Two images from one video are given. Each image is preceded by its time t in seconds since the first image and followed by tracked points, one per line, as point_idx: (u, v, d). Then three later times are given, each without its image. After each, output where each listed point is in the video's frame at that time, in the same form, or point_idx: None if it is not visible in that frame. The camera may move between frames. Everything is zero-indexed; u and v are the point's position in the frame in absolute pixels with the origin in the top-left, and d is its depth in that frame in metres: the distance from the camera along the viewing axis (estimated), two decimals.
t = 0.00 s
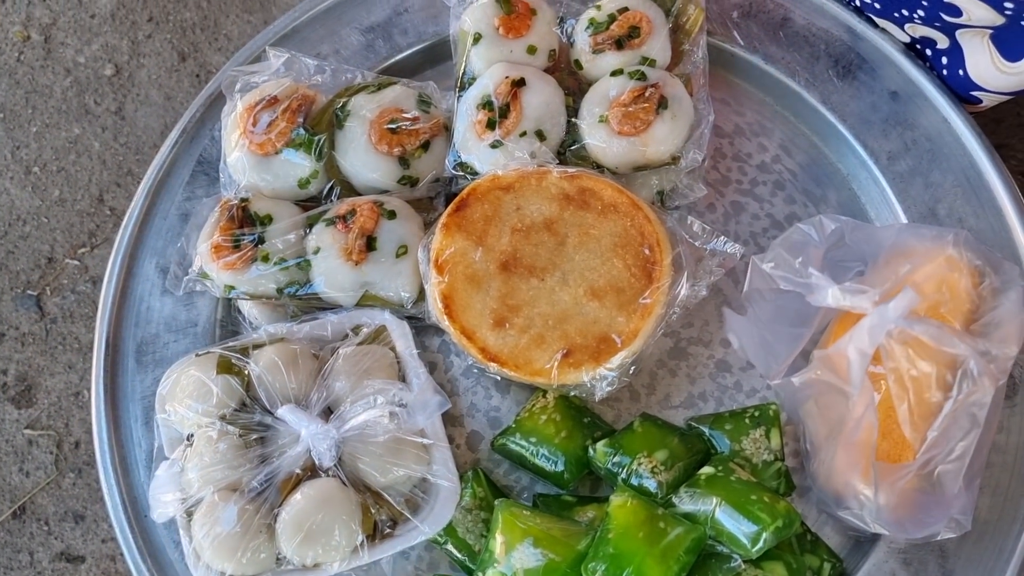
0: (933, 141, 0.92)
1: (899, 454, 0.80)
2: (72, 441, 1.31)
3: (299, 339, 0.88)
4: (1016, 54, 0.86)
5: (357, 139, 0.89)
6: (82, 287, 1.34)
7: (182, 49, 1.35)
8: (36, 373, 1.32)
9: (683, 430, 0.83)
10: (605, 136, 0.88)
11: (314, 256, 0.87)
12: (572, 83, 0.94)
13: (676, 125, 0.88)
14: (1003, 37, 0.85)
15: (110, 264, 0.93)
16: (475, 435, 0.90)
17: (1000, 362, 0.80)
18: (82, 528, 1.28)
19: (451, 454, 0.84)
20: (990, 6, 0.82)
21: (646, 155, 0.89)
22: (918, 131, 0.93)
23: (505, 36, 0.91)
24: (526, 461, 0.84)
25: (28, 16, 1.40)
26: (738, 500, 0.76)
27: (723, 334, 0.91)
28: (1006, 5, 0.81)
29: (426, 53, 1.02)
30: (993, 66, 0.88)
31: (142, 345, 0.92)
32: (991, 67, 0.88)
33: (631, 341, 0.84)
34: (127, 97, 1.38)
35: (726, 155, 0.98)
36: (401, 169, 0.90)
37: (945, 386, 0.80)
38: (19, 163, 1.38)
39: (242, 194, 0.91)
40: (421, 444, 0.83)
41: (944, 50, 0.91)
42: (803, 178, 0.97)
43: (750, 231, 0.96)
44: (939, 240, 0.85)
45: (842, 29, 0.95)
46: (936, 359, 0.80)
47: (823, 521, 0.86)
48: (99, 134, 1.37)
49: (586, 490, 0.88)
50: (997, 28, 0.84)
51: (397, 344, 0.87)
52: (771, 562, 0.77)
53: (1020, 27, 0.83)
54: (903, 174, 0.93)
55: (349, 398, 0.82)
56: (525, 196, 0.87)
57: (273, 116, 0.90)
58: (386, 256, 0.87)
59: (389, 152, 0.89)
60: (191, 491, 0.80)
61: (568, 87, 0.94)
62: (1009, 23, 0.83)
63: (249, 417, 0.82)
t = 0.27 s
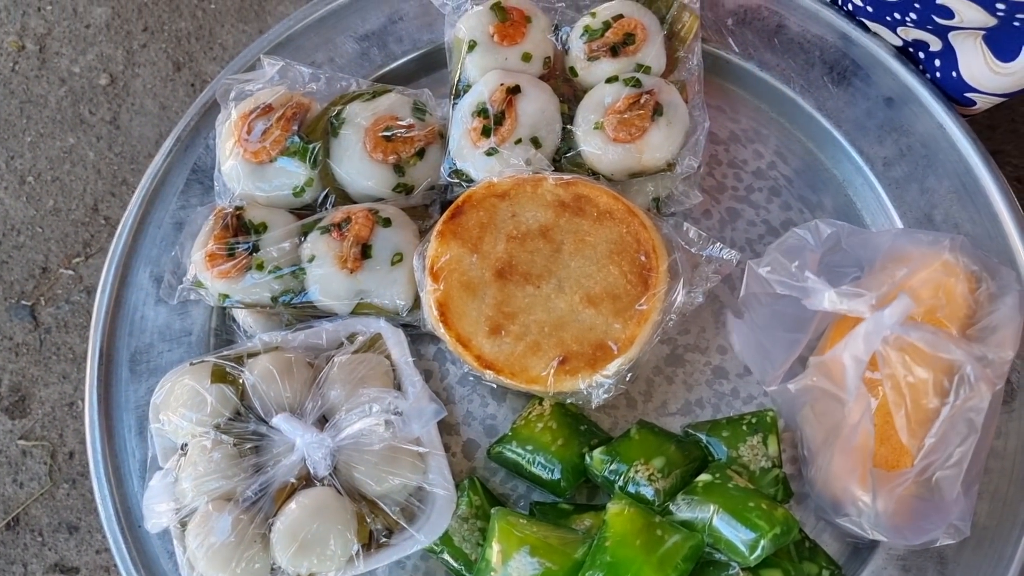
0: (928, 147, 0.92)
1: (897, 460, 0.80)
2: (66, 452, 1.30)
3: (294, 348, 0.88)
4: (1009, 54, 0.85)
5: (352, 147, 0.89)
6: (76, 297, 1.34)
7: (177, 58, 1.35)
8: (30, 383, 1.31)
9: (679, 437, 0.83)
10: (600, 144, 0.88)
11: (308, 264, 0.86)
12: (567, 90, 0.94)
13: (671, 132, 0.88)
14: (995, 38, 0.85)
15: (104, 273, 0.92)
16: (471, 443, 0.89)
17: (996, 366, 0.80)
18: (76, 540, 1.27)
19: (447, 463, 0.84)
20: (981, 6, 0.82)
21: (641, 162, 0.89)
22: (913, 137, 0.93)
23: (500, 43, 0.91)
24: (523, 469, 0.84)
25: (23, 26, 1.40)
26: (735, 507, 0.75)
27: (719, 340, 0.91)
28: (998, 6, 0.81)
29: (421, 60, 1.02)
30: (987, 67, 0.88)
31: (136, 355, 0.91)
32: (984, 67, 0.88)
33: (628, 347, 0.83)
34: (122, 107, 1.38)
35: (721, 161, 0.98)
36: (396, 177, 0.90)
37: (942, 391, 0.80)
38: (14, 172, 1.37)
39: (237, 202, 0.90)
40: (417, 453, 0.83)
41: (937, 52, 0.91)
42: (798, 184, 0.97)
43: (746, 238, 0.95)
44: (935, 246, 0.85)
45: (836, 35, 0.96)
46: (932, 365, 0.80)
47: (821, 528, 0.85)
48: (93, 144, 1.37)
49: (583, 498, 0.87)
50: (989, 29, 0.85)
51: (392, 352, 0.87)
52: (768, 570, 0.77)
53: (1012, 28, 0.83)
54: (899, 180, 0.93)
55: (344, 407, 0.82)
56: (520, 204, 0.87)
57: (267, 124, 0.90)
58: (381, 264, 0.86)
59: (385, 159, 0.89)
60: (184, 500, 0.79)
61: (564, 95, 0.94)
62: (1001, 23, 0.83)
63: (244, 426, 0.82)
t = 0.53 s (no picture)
0: (922, 148, 0.92)
1: (893, 461, 0.80)
2: (60, 459, 1.29)
3: (288, 352, 0.88)
4: (1009, 63, 0.85)
5: (346, 151, 0.89)
6: (70, 303, 1.33)
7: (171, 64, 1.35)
8: (23, 390, 1.31)
9: (675, 440, 0.83)
10: (594, 146, 0.88)
11: (302, 268, 0.86)
12: (561, 93, 0.94)
13: (665, 135, 0.88)
14: (995, 46, 0.85)
15: (97, 277, 0.92)
16: (466, 447, 0.89)
17: (991, 366, 0.80)
18: (70, 547, 1.27)
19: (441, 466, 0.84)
20: (983, 15, 0.81)
21: (636, 164, 0.89)
22: (908, 138, 0.93)
23: (494, 46, 0.91)
24: (518, 473, 0.84)
25: (17, 32, 1.40)
26: (732, 510, 0.75)
27: (715, 343, 0.90)
28: (1000, 15, 0.80)
29: (415, 64, 1.02)
30: (986, 74, 0.88)
31: (129, 359, 0.91)
32: (983, 75, 0.88)
33: (623, 350, 0.83)
34: (116, 113, 1.37)
35: (716, 164, 0.98)
36: (390, 180, 0.90)
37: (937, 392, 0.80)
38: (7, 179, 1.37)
39: (230, 206, 0.90)
40: (412, 456, 0.83)
41: (936, 59, 0.91)
42: (793, 186, 0.97)
43: (741, 240, 0.95)
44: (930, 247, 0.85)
45: (830, 37, 0.96)
46: (927, 365, 0.80)
47: (818, 531, 0.85)
48: (88, 150, 1.36)
49: (578, 502, 0.87)
50: (989, 38, 0.84)
51: (387, 355, 0.86)
52: (764, 573, 0.77)
53: (1013, 37, 0.83)
54: (894, 181, 0.93)
55: (338, 410, 0.81)
56: (514, 206, 0.86)
57: (261, 127, 0.89)
58: (375, 267, 0.86)
59: (378, 163, 0.89)
60: (177, 506, 0.79)
61: (558, 97, 0.94)
62: (1002, 32, 0.83)
63: (237, 430, 0.81)
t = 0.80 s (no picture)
0: (915, 151, 0.92)
1: (887, 462, 0.80)
2: (53, 464, 1.28)
3: (280, 355, 0.87)
4: (1015, 77, 0.85)
5: (339, 154, 0.89)
6: (63, 308, 1.33)
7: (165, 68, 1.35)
8: (16, 395, 1.30)
9: (669, 442, 0.83)
10: (587, 149, 0.88)
11: (295, 271, 0.86)
12: (554, 96, 0.94)
13: (658, 137, 0.88)
14: (1003, 60, 0.85)
15: (89, 281, 0.91)
16: (460, 451, 0.89)
17: (983, 367, 0.80)
18: (63, 553, 1.26)
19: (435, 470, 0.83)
20: (994, 33, 0.81)
21: (629, 167, 0.89)
22: (900, 141, 0.93)
23: (487, 49, 0.90)
24: (511, 476, 0.83)
25: (10, 36, 1.39)
26: (725, 512, 0.75)
27: (708, 345, 0.90)
28: (1014, 35, 0.80)
29: (408, 67, 1.02)
30: (993, 87, 0.88)
31: (121, 363, 0.91)
32: (989, 87, 0.88)
33: (616, 352, 0.83)
34: (110, 117, 1.37)
35: (709, 166, 0.98)
36: (383, 183, 0.90)
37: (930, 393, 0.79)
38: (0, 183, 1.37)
39: (223, 210, 0.90)
40: (404, 460, 0.82)
41: (940, 70, 0.91)
42: (786, 189, 0.97)
43: (734, 243, 0.95)
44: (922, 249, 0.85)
45: (823, 41, 0.96)
46: (920, 367, 0.80)
47: (812, 533, 0.85)
48: (81, 154, 1.36)
49: (572, 505, 0.87)
50: (999, 53, 0.84)
51: (380, 359, 0.86)
52: None
53: None
54: (886, 184, 0.94)
55: (330, 414, 0.81)
56: (507, 209, 0.86)
57: (253, 130, 0.89)
58: (368, 270, 0.86)
59: (371, 166, 0.89)
60: (169, 510, 0.78)
61: (551, 100, 0.94)
62: (1014, 49, 0.82)
63: (229, 434, 0.81)
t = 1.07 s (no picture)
0: (911, 152, 0.93)
1: (882, 463, 0.80)
2: (49, 466, 1.28)
3: (277, 357, 0.87)
4: None
5: (335, 155, 0.89)
6: (59, 310, 1.33)
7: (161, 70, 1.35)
8: (12, 397, 1.30)
9: (665, 444, 0.83)
10: (584, 151, 0.88)
11: (291, 272, 0.86)
12: (551, 97, 0.94)
13: (654, 139, 0.88)
14: None
15: (85, 283, 0.91)
16: (456, 452, 0.89)
17: (977, 368, 0.80)
18: (59, 555, 1.26)
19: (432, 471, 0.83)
20: None
21: (625, 168, 0.89)
22: (896, 142, 0.93)
23: (483, 51, 0.90)
24: (508, 478, 0.84)
25: (5, 38, 1.39)
26: (721, 513, 0.75)
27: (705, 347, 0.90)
28: None
29: (404, 69, 1.02)
30: None
31: (117, 365, 0.90)
32: None
33: (612, 354, 0.83)
34: (106, 118, 1.37)
35: (706, 168, 0.98)
36: (379, 185, 0.90)
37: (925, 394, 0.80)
38: None
39: (219, 211, 0.90)
40: (401, 462, 0.82)
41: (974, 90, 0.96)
42: (782, 190, 0.97)
43: (731, 244, 0.95)
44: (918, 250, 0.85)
45: (819, 42, 0.96)
46: (915, 367, 0.80)
47: (808, 534, 0.85)
48: (77, 156, 1.36)
49: (569, 507, 0.87)
50: None
51: (376, 360, 0.86)
52: None
53: None
54: (882, 185, 0.94)
55: (327, 415, 0.81)
56: (504, 211, 0.86)
57: (249, 132, 0.89)
58: (365, 272, 0.86)
59: (367, 167, 0.89)
60: (165, 512, 0.78)
61: (547, 101, 0.94)
62: None
63: (226, 435, 0.81)
